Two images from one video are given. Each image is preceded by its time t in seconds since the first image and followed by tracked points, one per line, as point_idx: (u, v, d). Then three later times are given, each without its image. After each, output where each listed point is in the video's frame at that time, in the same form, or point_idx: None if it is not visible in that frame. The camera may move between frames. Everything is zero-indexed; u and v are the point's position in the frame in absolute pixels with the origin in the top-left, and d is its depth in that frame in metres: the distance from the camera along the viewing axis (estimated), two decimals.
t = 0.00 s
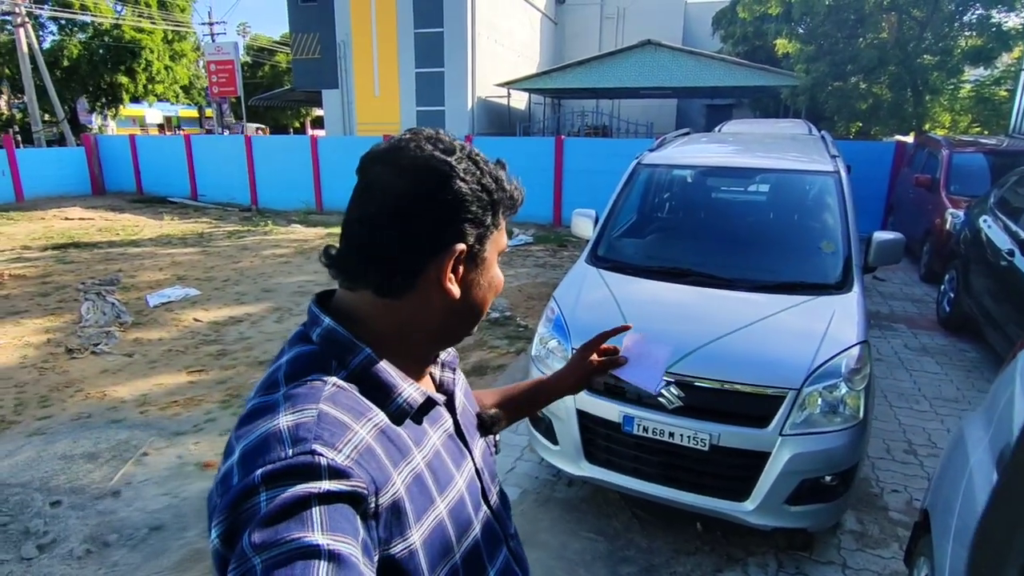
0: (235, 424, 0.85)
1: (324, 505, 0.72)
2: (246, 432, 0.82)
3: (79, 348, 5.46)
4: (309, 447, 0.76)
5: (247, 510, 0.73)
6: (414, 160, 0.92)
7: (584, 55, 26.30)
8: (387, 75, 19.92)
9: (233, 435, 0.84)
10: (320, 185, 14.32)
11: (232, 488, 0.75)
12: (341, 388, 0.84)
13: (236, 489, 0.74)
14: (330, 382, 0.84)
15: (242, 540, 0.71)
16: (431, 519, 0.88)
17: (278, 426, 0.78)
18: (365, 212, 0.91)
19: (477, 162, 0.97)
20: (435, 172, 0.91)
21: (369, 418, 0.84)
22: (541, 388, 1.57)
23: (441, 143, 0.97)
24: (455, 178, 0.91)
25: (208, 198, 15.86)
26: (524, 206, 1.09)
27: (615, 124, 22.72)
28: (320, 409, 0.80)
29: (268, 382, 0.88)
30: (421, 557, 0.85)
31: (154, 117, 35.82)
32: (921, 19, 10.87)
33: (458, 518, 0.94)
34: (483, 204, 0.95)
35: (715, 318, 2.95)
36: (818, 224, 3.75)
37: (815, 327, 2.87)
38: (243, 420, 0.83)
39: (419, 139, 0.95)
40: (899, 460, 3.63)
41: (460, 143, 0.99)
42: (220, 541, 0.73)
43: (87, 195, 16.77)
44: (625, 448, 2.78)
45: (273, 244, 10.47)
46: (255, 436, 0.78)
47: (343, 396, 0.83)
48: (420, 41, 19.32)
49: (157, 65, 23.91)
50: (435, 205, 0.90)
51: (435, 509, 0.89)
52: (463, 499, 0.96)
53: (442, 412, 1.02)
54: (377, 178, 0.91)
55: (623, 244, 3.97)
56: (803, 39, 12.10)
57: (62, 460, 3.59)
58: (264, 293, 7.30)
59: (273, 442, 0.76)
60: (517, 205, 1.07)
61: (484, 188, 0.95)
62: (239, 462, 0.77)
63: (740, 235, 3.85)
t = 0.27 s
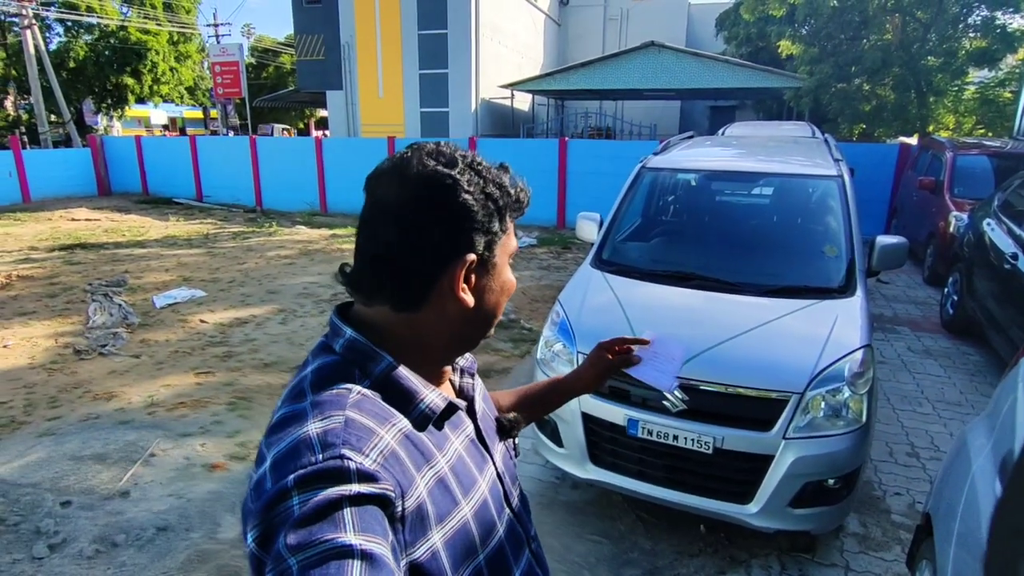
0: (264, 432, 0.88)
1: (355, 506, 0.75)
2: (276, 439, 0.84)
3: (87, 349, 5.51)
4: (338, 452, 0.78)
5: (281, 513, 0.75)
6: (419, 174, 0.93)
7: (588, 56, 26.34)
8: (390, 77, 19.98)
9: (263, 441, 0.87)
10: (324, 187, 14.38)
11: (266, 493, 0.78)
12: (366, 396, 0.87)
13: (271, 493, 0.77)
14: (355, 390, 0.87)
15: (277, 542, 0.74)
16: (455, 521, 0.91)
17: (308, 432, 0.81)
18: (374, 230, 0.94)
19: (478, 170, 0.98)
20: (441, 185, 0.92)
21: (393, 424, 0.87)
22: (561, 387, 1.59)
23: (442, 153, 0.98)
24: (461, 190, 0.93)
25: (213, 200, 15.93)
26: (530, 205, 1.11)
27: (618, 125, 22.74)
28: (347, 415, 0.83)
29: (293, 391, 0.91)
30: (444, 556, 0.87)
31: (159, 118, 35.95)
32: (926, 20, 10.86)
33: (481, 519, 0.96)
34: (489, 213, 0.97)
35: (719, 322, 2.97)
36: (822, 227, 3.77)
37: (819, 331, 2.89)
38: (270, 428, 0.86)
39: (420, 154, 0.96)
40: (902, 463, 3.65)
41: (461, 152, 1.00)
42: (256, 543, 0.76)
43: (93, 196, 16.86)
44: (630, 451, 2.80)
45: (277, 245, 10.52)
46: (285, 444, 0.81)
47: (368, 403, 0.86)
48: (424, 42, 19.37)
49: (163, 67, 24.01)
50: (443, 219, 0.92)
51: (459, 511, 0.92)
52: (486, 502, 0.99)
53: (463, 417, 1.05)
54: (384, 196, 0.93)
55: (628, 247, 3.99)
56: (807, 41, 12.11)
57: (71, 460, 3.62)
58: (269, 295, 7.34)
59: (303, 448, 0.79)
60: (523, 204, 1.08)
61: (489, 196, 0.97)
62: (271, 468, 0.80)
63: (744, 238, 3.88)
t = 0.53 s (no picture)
0: (273, 447, 0.90)
1: (364, 521, 0.77)
2: (285, 455, 0.86)
3: (90, 350, 5.54)
4: (347, 467, 0.80)
5: (291, 528, 0.77)
6: (421, 194, 0.95)
7: (590, 57, 26.37)
8: (393, 78, 20.02)
9: (272, 456, 0.88)
10: (326, 188, 14.42)
11: (277, 509, 0.79)
12: (372, 411, 0.89)
13: (280, 509, 0.79)
14: (362, 406, 0.89)
15: (288, 557, 0.76)
16: (461, 533, 0.92)
17: (316, 448, 0.83)
18: (377, 250, 0.96)
19: (480, 188, 1.00)
20: (443, 204, 0.94)
21: (399, 439, 0.89)
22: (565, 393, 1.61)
23: (442, 171, 1.00)
24: (463, 209, 0.95)
25: (216, 201, 15.98)
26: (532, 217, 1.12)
27: (620, 126, 22.76)
28: (354, 430, 0.85)
29: (301, 406, 0.93)
30: (451, 568, 0.89)
31: (162, 119, 36.03)
32: (927, 21, 10.85)
33: (487, 531, 0.98)
34: (490, 230, 0.99)
35: (720, 326, 2.99)
36: (823, 231, 3.79)
37: (819, 335, 2.91)
38: (280, 443, 0.88)
39: (422, 173, 0.99)
40: (902, 465, 3.66)
41: (460, 169, 1.02)
42: (266, 559, 0.78)
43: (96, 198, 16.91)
44: (631, 454, 2.82)
45: (280, 247, 10.55)
46: (294, 459, 0.83)
47: (375, 418, 0.88)
48: (426, 43, 19.41)
49: (165, 68, 24.07)
50: (444, 238, 0.94)
51: (465, 524, 0.93)
52: (492, 514, 1.01)
53: (468, 430, 1.07)
54: (387, 216, 0.95)
55: (629, 250, 4.01)
56: (808, 43, 12.14)
57: (75, 462, 3.65)
58: (271, 296, 7.38)
59: (312, 464, 0.81)
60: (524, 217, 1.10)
61: (491, 213, 0.99)
62: (281, 484, 0.82)
63: (745, 242, 3.90)
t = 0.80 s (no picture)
0: (253, 465, 0.91)
1: (343, 538, 0.79)
2: (265, 473, 0.88)
3: (90, 352, 5.56)
4: (325, 485, 0.82)
5: (269, 547, 0.78)
6: (396, 210, 0.96)
7: (590, 57, 26.40)
8: (393, 78, 20.05)
9: (253, 474, 0.90)
10: (327, 189, 14.43)
11: (255, 528, 0.81)
12: (353, 428, 0.90)
13: (259, 528, 0.80)
14: (342, 423, 0.90)
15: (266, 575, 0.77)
16: (444, 548, 0.94)
17: (295, 466, 0.84)
18: (354, 266, 0.97)
19: (456, 203, 1.02)
20: (418, 220, 0.96)
21: (380, 455, 0.90)
22: (553, 402, 1.63)
23: (418, 185, 1.02)
24: (438, 224, 0.97)
25: (217, 202, 16.02)
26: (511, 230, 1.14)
27: (621, 127, 22.77)
28: (334, 448, 0.86)
29: (283, 423, 0.94)
30: None
31: (163, 119, 36.09)
32: (928, 22, 10.86)
33: (470, 544, 0.99)
34: (467, 243, 1.00)
35: (715, 330, 3.00)
36: (820, 234, 3.80)
37: (814, 339, 2.92)
38: (261, 461, 0.90)
39: (397, 189, 1.00)
40: (898, 467, 3.67)
41: (435, 183, 1.03)
42: None
43: (97, 199, 16.96)
44: (626, 457, 2.83)
45: (280, 248, 10.57)
46: (274, 478, 0.84)
47: (356, 435, 0.90)
48: (427, 44, 19.44)
49: (167, 68, 24.09)
50: (419, 253, 0.95)
51: (447, 540, 0.95)
52: (475, 528, 1.02)
53: (452, 444, 1.08)
54: (362, 234, 0.97)
55: (626, 253, 4.02)
56: (808, 43, 12.14)
57: (74, 463, 3.66)
58: (271, 298, 7.40)
59: (291, 483, 0.82)
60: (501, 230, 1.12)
61: (466, 227, 1.01)
62: (260, 503, 0.83)
63: (742, 244, 3.91)
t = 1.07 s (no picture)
0: (242, 459, 0.92)
1: (330, 529, 0.79)
2: (253, 467, 0.88)
3: (91, 350, 5.57)
4: (312, 477, 0.82)
5: (256, 539, 0.79)
6: (384, 203, 0.97)
7: (591, 57, 26.41)
8: (394, 78, 20.06)
9: (242, 467, 0.90)
10: (327, 188, 14.44)
11: (242, 521, 0.81)
12: (341, 420, 0.91)
13: (246, 520, 0.80)
14: (331, 415, 0.91)
15: (253, 567, 0.77)
16: (433, 541, 0.94)
17: (282, 459, 0.85)
18: (345, 260, 0.98)
19: (446, 195, 1.02)
20: (406, 213, 0.96)
21: (368, 447, 0.91)
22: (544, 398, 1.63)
23: (408, 177, 1.02)
24: (427, 216, 0.97)
25: (217, 201, 16.03)
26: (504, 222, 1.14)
27: (622, 127, 22.78)
28: (321, 440, 0.87)
29: (273, 417, 0.95)
30: None
31: (164, 120, 36.11)
32: (929, 22, 10.86)
33: (460, 537, 1.00)
34: (457, 236, 1.00)
35: (713, 328, 3.00)
36: (819, 232, 3.80)
37: (812, 336, 2.92)
38: (250, 454, 0.90)
39: (387, 182, 1.00)
40: (898, 466, 3.67)
41: (425, 176, 1.04)
42: (230, 569, 0.79)
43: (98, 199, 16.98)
44: (624, 455, 2.84)
45: (280, 247, 10.58)
46: (262, 470, 0.85)
47: (344, 427, 0.90)
48: (427, 44, 19.45)
49: (168, 68, 24.12)
50: (408, 246, 0.95)
51: (437, 532, 0.95)
52: (465, 521, 1.03)
53: (443, 438, 1.09)
54: (352, 227, 0.97)
55: (625, 252, 4.03)
56: (809, 42, 12.12)
57: (75, 461, 3.66)
58: (272, 296, 7.41)
59: (279, 475, 0.83)
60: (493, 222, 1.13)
61: (456, 219, 1.01)
62: (248, 496, 0.83)
63: (742, 243, 3.91)
